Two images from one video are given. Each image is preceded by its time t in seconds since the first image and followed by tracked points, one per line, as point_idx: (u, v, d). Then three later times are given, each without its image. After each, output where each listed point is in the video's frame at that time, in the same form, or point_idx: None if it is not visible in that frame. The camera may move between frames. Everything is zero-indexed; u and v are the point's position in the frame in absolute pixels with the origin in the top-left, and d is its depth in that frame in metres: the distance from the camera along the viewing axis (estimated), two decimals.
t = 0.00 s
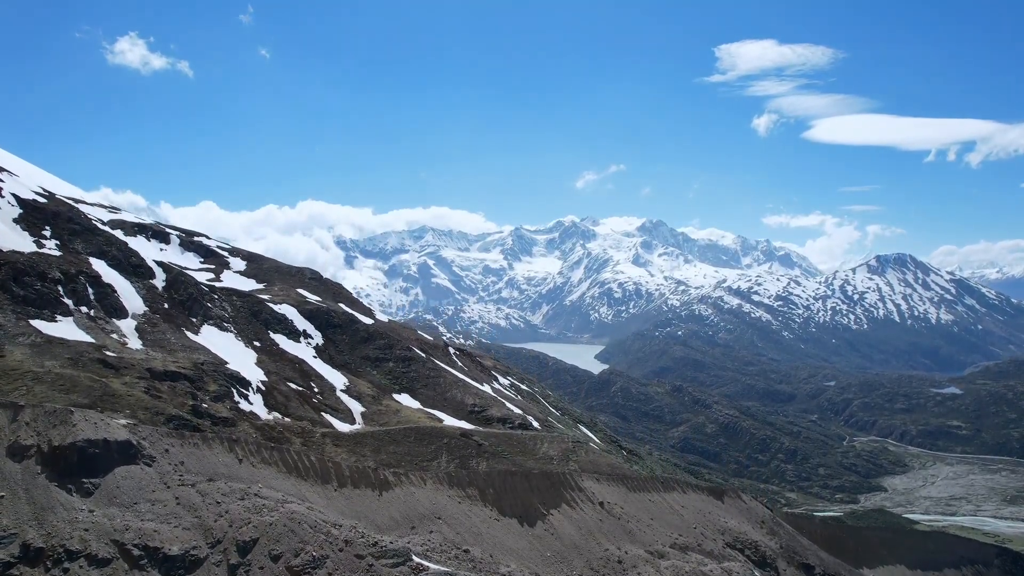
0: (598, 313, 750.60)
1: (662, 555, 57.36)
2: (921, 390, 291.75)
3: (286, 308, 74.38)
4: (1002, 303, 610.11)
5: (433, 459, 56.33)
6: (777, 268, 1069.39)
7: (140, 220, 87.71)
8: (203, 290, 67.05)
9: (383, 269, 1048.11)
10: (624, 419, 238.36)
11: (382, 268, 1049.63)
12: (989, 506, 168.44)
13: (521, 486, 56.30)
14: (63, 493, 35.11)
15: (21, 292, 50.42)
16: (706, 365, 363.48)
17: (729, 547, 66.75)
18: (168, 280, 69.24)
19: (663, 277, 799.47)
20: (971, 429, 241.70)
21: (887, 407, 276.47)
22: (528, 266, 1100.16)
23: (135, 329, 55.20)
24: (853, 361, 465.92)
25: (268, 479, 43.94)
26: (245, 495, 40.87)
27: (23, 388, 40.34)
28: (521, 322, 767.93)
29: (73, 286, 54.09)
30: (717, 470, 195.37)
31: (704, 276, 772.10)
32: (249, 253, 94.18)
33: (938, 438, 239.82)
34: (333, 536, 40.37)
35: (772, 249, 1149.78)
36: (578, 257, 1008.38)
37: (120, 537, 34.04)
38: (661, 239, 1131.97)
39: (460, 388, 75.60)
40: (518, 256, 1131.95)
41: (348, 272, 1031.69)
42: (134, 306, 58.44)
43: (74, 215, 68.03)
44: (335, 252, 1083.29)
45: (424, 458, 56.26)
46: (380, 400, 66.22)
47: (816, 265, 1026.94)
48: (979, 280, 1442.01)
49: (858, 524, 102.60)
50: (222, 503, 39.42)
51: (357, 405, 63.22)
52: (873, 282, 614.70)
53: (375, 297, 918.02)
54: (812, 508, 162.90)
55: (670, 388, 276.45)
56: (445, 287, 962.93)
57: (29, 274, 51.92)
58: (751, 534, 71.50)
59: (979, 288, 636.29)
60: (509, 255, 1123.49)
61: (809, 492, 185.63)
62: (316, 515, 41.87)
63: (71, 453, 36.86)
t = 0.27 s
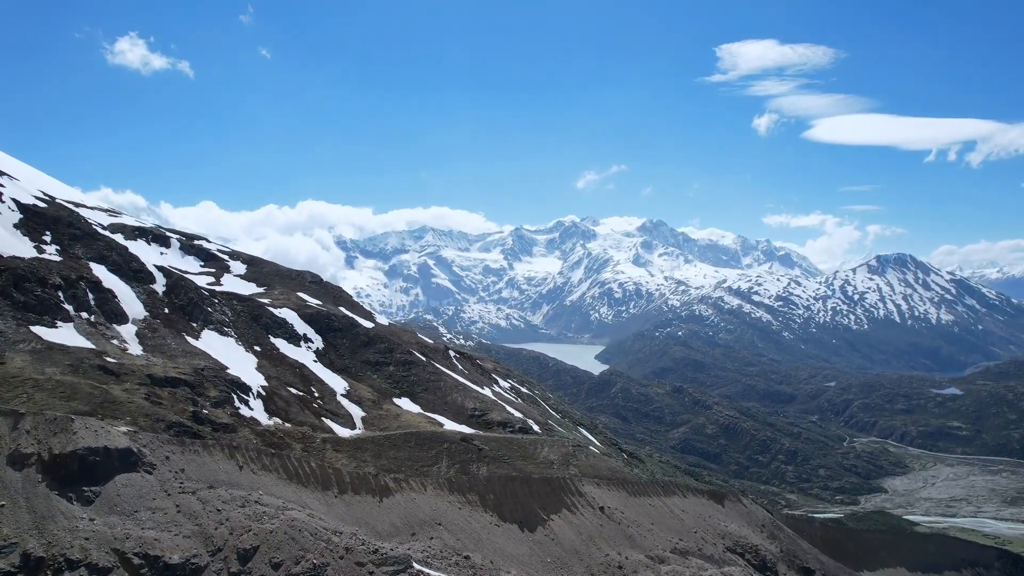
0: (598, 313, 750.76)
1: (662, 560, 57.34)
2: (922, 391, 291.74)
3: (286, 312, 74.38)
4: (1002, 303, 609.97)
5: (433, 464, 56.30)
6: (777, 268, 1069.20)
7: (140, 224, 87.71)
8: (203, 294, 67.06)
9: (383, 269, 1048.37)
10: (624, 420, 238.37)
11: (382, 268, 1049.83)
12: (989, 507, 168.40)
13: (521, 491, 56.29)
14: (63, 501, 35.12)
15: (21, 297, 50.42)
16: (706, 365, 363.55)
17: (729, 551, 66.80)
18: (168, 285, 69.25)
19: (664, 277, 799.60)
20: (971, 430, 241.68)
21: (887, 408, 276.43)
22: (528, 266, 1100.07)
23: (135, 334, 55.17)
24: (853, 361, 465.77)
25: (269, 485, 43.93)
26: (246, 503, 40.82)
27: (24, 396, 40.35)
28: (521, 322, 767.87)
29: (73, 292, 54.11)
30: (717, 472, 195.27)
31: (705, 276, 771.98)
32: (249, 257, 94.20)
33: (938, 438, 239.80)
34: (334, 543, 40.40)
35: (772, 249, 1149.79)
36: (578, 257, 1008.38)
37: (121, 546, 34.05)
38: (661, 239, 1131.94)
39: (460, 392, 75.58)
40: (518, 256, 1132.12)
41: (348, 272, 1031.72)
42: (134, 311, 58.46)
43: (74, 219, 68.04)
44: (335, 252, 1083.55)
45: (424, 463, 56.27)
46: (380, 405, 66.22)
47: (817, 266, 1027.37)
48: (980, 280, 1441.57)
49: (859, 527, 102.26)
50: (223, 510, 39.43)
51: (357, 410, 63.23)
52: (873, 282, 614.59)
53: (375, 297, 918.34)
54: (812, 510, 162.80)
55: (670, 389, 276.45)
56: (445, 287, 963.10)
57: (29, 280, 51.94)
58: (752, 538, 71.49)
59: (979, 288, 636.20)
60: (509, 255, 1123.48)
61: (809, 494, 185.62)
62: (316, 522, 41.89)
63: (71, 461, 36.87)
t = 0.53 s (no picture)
0: (598, 313, 750.90)
1: (662, 564, 57.30)
2: (922, 391, 291.64)
3: (286, 316, 74.40)
4: (1002, 303, 609.68)
5: (434, 469, 56.34)
6: (777, 268, 1068.88)
7: (141, 228, 87.72)
8: (203, 298, 67.05)
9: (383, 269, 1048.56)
10: (624, 421, 238.33)
11: (382, 268, 1049.92)
12: (989, 508, 168.32)
13: (522, 495, 56.32)
14: (64, 509, 35.16)
15: (22, 303, 50.42)
16: (706, 366, 363.54)
17: (729, 555, 66.81)
18: (168, 288, 69.20)
19: (664, 277, 799.57)
20: (972, 431, 241.65)
21: (887, 408, 276.43)
22: (528, 266, 1099.90)
23: (135, 339, 55.21)
24: (853, 362, 465.59)
25: (269, 492, 43.97)
26: (246, 509, 40.82)
27: (24, 403, 40.32)
28: (521, 322, 767.71)
29: (74, 297, 54.22)
30: (717, 473, 195.26)
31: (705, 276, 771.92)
32: (249, 260, 94.16)
33: (938, 439, 239.72)
34: (334, 551, 40.36)
35: (772, 249, 1150.06)
36: (578, 257, 1008.43)
37: (121, 554, 34.00)
38: (661, 239, 1132.14)
39: (460, 395, 75.47)
40: (518, 255, 1131.98)
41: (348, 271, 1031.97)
42: (135, 316, 58.48)
43: (74, 224, 68.07)
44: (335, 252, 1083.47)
45: (424, 468, 56.31)
46: (380, 409, 66.24)
47: (817, 266, 1027.36)
48: (980, 280, 1441.18)
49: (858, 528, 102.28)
50: (224, 517, 39.43)
51: (357, 414, 63.27)
52: (873, 282, 614.49)
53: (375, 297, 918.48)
54: (812, 511, 162.78)
55: (670, 390, 276.45)
56: (445, 287, 963.11)
57: (29, 285, 51.96)
58: (752, 542, 71.48)
59: (979, 288, 636.09)
60: (510, 255, 1123.26)
61: (809, 495, 185.75)
62: (317, 529, 41.92)
63: (72, 468, 36.88)
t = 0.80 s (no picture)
0: (599, 313, 750.90)
1: (663, 570, 57.28)
2: (922, 392, 291.42)
3: (286, 320, 74.42)
4: (1002, 304, 609.48)
5: (434, 474, 56.37)
6: (777, 268, 1068.31)
7: (141, 232, 87.69)
8: (203, 303, 67.04)
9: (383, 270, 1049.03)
10: (624, 422, 238.43)
11: (382, 268, 1050.03)
12: (989, 510, 168.30)
13: (522, 501, 56.35)
14: (64, 518, 35.12)
15: (22, 309, 50.47)
16: (706, 366, 363.49)
17: (729, 560, 66.84)
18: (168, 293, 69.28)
19: (664, 277, 799.78)
20: (972, 432, 241.50)
21: (888, 410, 276.28)
22: (528, 266, 1100.04)
23: (135, 345, 55.20)
24: (854, 363, 465.57)
25: (269, 498, 43.97)
26: (247, 517, 40.80)
27: (25, 411, 40.35)
28: (521, 322, 767.83)
29: (74, 303, 54.28)
30: (717, 474, 195.29)
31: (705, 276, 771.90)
32: (249, 264, 94.13)
33: (938, 441, 239.62)
34: (335, 559, 40.36)
35: (772, 249, 1150.08)
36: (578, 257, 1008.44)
37: (122, 563, 33.99)
38: (661, 239, 1132.07)
39: (460, 400, 75.49)
40: (518, 256, 1132.29)
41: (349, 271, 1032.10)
42: (135, 322, 58.51)
43: (74, 229, 68.12)
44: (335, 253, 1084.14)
45: (424, 473, 56.33)
46: (381, 414, 66.22)
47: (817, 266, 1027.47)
48: (981, 280, 1440.46)
49: (856, 530, 101.96)
50: (224, 525, 39.43)
51: (357, 419, 63.31)
52: (873, 283, 614.33)
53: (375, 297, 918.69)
54: (812, 513, 162.82)
55: (670, 390, 276.43)
56: (445, 287, 963.24)
57: (30, 291, 52.04)
58: (752, 546, 71.47)
59: (979, 288, 635.89)
60: (510, 255, 1123.49)
61: (809, 497, 185.78)
62: (317, 537, 41.88)
63: (72, 477, 36.80)
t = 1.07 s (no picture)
0: (599, 313, 750.97)
1: None
2: (922, 393, 291.37)
3: (286, 324, 74.46)
4: (1002, 304, 609.37)
5: (434, 480, 56.31)
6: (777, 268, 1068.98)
7: (141, 235, 87.67)
8: (203, 308, 67.07)
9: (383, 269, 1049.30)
10: (624, 423, 238.49)
11: (382, 268, 1050.05)
12: (989, 512, 168.31)
13: (522, 507, 56.35)
14: (64, 526, 35.15)
15: (23, 316, 50.49)
16: (706, 367, 363.62)
17: (729, 564, 66.84)
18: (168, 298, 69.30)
19: (664, 277, 800.07)
20: (972, 433, 241.52)
21: (888, 410, 276.18)
22: (528, 266, 1099.87)
23: (135, 351, 55.20)
24: (854, 363, 465.61)
25: (269, 506, 43.96)
26: (248, 525, 40.77)
27: (25, 419, 40.38)
28: (521, 322, 768.03)
29: (75, 309, 54.27)
30: (717, 476, 195.26)
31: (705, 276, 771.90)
32: (249, 267, 94.11)
33: (938, 441, 239.61)
34: (335, 567, 40.39)
35: (772, 249, 1150.25)
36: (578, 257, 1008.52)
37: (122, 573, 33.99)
38: (661, 239, 1132.19)
39: (461, 404, 75.51)
40: (518, 255, 1132.55)
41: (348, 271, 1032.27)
42: (135, 327, 58.47)
43: (75, 234, 68.19)
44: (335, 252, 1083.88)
45: (424, 479, 56.33)
46: (381, 419, 66.23)
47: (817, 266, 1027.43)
48: (981, 280, 1440.31)
49: (855, 533, 101.95)
50: (224, 533, 39.43)
51: (357, 424, 63.22)
52: (873, 283, 614.16)
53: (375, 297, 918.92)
54: (812, 514, 162.83)
55: (670, 391, 276.42)
56: (445, 287, 963.43)
57: (30, 298, 52.06)
58: (752, 551, 71.48)
59: (979, 288, 635.75)
60: (510, 255, 1123.49)
61: (809, 498, 185.91)
62: (318, 544, 41.89)
63: (72, 486, 36.81)
